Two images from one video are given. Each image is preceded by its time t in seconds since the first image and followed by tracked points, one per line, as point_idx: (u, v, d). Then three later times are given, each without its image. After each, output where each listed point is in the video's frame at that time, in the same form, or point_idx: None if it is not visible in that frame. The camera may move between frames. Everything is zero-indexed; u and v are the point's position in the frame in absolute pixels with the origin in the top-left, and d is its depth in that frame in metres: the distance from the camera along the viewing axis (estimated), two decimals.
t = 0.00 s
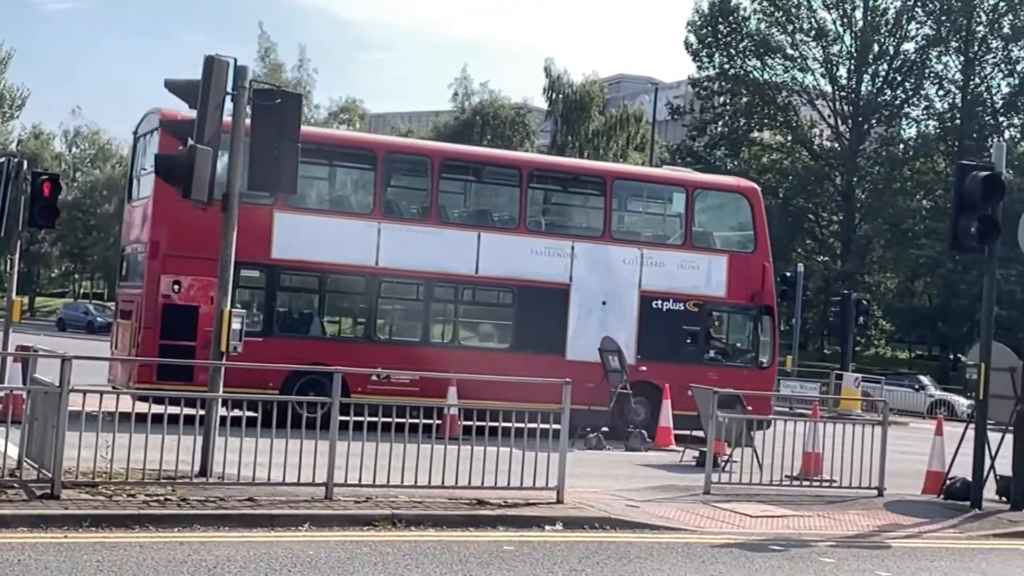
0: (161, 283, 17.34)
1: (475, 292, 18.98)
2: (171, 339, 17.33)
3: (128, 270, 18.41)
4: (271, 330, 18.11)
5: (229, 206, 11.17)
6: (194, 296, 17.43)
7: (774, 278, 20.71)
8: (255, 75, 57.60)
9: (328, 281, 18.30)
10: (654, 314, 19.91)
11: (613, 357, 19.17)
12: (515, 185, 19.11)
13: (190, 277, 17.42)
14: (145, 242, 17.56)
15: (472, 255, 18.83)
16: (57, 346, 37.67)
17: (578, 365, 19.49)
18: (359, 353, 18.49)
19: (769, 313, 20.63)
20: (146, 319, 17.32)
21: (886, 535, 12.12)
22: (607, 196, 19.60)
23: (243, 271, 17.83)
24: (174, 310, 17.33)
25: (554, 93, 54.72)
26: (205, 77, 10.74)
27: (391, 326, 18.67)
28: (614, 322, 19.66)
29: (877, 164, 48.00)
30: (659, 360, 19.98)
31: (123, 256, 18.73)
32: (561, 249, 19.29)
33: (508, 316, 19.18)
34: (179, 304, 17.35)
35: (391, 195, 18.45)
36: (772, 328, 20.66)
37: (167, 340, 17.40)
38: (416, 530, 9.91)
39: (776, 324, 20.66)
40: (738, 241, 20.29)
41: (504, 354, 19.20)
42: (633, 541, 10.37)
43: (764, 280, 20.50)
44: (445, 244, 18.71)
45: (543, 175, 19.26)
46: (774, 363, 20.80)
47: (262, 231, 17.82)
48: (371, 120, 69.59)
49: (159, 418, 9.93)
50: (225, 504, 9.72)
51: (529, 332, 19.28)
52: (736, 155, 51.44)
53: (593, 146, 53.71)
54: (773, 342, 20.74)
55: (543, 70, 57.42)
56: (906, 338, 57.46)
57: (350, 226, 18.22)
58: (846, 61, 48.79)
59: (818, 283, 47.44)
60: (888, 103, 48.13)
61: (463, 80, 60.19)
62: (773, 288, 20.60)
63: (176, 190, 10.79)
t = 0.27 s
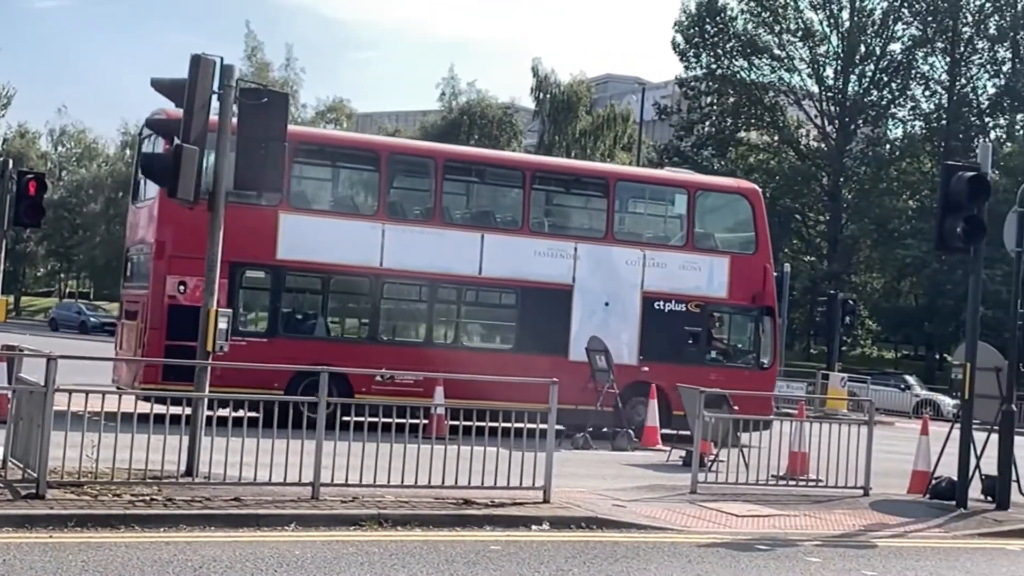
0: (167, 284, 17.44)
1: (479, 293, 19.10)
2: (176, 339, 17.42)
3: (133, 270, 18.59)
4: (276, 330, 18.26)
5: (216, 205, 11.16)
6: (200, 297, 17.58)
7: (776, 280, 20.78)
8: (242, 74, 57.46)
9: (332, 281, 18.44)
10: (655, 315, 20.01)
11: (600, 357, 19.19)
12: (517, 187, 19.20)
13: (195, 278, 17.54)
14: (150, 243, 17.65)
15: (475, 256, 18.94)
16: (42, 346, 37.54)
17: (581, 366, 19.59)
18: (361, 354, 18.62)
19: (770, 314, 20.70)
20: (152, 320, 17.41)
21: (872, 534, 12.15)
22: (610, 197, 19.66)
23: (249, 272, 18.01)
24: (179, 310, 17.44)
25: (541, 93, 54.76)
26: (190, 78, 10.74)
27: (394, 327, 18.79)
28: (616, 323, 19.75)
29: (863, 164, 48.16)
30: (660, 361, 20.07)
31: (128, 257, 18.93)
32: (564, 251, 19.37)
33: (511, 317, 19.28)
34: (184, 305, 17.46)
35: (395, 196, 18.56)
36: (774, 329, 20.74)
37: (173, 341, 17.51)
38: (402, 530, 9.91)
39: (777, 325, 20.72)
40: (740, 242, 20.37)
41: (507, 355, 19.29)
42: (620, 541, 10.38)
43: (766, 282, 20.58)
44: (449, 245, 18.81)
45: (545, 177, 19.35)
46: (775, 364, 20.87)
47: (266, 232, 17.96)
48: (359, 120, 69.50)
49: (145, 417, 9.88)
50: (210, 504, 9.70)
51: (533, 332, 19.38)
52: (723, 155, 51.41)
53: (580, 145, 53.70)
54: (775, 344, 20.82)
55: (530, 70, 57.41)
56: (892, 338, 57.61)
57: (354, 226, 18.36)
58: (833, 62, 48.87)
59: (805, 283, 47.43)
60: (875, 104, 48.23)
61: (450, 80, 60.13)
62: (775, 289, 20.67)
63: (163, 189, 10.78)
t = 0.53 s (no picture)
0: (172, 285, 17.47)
1: (483, 294, 19.13)
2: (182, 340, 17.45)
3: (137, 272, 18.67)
4: (281, 331, 18.29)
5: (203, 206, 11.15)
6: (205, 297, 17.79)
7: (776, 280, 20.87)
8: (228, 73, 57.35)
9: (336, 282, 18.47)
10: (657, 315, 19.99)
11: (587, 357, 19.31)
12: (520, 188, 19.24)
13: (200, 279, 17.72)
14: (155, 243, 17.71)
15: (478, 257, 18.98)
16: (28, 346, 37.45)
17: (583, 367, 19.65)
18: (366, 356, 18.63)
19: (771, 315, 20.76)
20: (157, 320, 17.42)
21: (858, 534, 12.19)
22: (612, 199, 19.70)
23: (254, 274, 18.03)
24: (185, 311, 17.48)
25: (528, 93, 54.82)
26: (176, 78, 10.71)
27: (398, 327, 18.81)
28: (619, 325, 19.74)
29: (850, 165, 48.25)
30: (662, 361, 20.06)
31: (133, 259, 19.02)
32: (566, 252, 19.39)
33: (514, 318, 19.31)
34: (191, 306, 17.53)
35: (399, 198, 18.64)
36: (774, 329, 20.80)
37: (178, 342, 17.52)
38: (389, 530, 9.90)
39: (777, 326, 20.79)
40: (742, 244, 20.44)
41: (511, 356, 19.32)
42: (607, 540, 10.40)
43: (767, 282, 20.65)
44: (453, 246, 18.85)
45: (548, 179, 19.42)
46: (777, 365, 20.90)
47: (270, 233, 17.99)
48: (346, 119, 69.41)
49: (130, 417, 9.88)
50: (197, 504, 9.68)
51: (536, 333, 19.40)
52: (709, 155, 51.34)
53: (567, 146, 53.69)
54: (777, 345, 20.86)
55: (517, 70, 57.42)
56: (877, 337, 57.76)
57: (357, 227, 18.40)
58: (820, 62, 48.96)
59: (791, 283, 47.50)
60: (861, 104, 48.31)
61: (438, 79, 60.07)
62: (777, 290, 20.74)
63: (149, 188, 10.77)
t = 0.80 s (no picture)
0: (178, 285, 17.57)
1: (487, 295, 19.18)
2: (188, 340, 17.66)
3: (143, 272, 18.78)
4: (285, 331, 18.32)
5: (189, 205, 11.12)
6: (210, 298, 17.79)
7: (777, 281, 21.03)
8: (215, 72, 57.26)
9: (340, 283, 18.51)
10: (659, 316, 20.08)
11: (573, 357, 19.19)
12: (523, 190, 19.30)
13: (206, 280, 17.78)
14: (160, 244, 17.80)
15: (482, 258, 19.03)
16: (14, 345, 37.35)
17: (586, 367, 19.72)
18: (371, 356, 18.65)
19: (772, 316, 20.91)
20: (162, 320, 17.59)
21: (842, 533, 12.22)
22: (615, 200, 19.79)
23: (258, 274, 18.03)
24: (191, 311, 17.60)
25: (516, 92, 54.86)
26: (162, 75, 10.71)
27: (401, 328, 18.86)
28: (620, 326, 19.85)
29: (836, 165, 48.33)
30: (664, 362, 20.15)
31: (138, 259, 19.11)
32: (570, 253, 19.46)
33: (517, 319, 19.37)
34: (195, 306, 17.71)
35: (402, 198, 18.68)
36: (775, 330, 20.94)
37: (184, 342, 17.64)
38: (375, 530, 9.89)
39: (779, 327, 20.93)
40: (743, 245, 20.58)
41: (513, 357, 19.38)
42: (593, 540, 10.41)
43: (768, 283, 20.82)
44: (457, 247, 18.91)
45: (551, 180, 19.48)
46: (777, 366, 21.03)
47: (274, 235, 18.01)
48: (333, 118, 69.31)
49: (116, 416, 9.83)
50: (182, 504, 9.66)
51: (539, 334, 19.48)
52: (696, 156, 51.31)
53: (554, 145, 53.70)
54: (778, 346, 20.99)
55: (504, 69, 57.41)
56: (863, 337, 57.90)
57: (362, 229, 18.44)
58: (806, 63, 49.07)
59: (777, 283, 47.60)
60: (847, 105, 48.48)
61: (425, 78, 60.04)
62: (777, 291, 20.90)
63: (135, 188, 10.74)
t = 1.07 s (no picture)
0: (183, 285, 17.67)
1: (491, 296, 19.24)
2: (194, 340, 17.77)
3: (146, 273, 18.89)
4: (290, 332, 18.36)
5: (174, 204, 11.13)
6: (216, 299, 17.85)
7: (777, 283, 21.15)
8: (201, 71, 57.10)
9: (344, 284, 18.56)
10: (660, 317, 20.19)
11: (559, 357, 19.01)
12: (527, 191, 19.40)
13: (212, 280, 17.83)
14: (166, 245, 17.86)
15: (486, 259, 19.12)
16: None
17: (589, 367, 19.80)
18: (375, 356, 18.74)
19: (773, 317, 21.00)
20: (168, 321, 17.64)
21: (828, 532, 12.25)
22: (617, 202, 19.94)
23: (263, 275, 18.09)
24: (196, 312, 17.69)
25: (502, 92, 54.87)
26: (148, 73, 10.68)
27: (405, 329, 18.91)
28: (623, 327, 19.93)
29: (822, 165, 48.76)
30: (666, 363, 20.26)
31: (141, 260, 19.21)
32: (572, 254, 19.56)
33: (519, 321, 19.43)
34: (201, 307, 17.75)
35: (406, 199, 18.78)
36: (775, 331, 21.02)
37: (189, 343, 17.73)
38: (361, 529, 9.88)
39: (780, 329, 21.01)
40: (743, 247, 20.72)
41: (516, 358, 19.45)
42: (579, 539, 10.42)
43: (768, 284, 20.93)
44: (461, 248, 18.99)
45: (554, 182, 19.58)
46: (778, 366, 21.14)
47: (279, 235, 18.08)
48: (319, 118, 69.23)
49: (100, 416, 9.80)
50: (167, 504, 9.64)
51: (542, 336, 19.56)
52: (682, 156, 51.16)
53: (541, 145, 53.67)
54: (778, 346, 21.11)
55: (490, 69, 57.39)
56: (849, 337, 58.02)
57: (366, 230, 18.52)
58: (792, 64, 49.24)
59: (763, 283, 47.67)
60: (833, 106, 48.66)
61: (411, 78, 59.96)
62: (778, 292, 21.01)
63: (119, 187, 10.73)
